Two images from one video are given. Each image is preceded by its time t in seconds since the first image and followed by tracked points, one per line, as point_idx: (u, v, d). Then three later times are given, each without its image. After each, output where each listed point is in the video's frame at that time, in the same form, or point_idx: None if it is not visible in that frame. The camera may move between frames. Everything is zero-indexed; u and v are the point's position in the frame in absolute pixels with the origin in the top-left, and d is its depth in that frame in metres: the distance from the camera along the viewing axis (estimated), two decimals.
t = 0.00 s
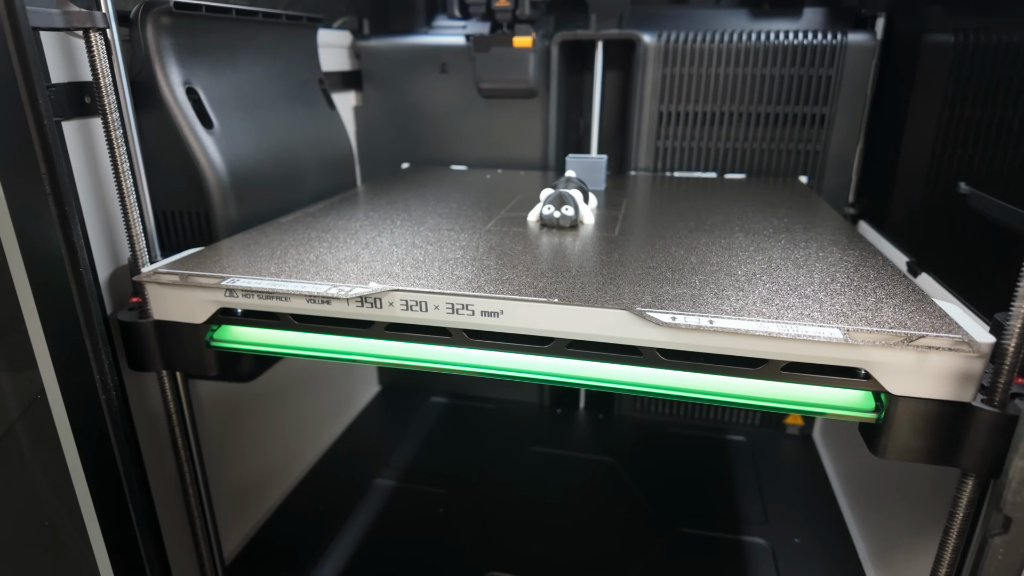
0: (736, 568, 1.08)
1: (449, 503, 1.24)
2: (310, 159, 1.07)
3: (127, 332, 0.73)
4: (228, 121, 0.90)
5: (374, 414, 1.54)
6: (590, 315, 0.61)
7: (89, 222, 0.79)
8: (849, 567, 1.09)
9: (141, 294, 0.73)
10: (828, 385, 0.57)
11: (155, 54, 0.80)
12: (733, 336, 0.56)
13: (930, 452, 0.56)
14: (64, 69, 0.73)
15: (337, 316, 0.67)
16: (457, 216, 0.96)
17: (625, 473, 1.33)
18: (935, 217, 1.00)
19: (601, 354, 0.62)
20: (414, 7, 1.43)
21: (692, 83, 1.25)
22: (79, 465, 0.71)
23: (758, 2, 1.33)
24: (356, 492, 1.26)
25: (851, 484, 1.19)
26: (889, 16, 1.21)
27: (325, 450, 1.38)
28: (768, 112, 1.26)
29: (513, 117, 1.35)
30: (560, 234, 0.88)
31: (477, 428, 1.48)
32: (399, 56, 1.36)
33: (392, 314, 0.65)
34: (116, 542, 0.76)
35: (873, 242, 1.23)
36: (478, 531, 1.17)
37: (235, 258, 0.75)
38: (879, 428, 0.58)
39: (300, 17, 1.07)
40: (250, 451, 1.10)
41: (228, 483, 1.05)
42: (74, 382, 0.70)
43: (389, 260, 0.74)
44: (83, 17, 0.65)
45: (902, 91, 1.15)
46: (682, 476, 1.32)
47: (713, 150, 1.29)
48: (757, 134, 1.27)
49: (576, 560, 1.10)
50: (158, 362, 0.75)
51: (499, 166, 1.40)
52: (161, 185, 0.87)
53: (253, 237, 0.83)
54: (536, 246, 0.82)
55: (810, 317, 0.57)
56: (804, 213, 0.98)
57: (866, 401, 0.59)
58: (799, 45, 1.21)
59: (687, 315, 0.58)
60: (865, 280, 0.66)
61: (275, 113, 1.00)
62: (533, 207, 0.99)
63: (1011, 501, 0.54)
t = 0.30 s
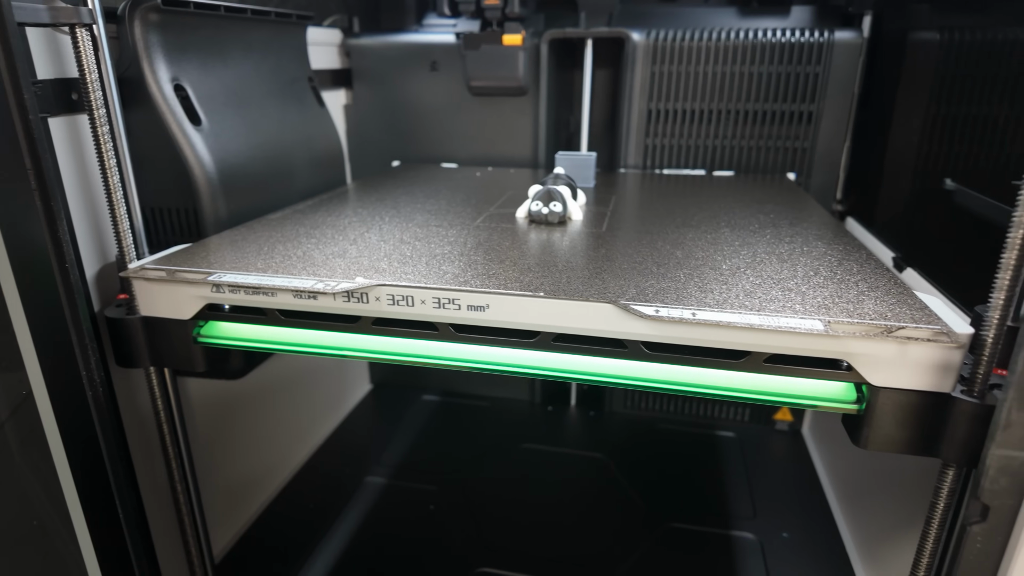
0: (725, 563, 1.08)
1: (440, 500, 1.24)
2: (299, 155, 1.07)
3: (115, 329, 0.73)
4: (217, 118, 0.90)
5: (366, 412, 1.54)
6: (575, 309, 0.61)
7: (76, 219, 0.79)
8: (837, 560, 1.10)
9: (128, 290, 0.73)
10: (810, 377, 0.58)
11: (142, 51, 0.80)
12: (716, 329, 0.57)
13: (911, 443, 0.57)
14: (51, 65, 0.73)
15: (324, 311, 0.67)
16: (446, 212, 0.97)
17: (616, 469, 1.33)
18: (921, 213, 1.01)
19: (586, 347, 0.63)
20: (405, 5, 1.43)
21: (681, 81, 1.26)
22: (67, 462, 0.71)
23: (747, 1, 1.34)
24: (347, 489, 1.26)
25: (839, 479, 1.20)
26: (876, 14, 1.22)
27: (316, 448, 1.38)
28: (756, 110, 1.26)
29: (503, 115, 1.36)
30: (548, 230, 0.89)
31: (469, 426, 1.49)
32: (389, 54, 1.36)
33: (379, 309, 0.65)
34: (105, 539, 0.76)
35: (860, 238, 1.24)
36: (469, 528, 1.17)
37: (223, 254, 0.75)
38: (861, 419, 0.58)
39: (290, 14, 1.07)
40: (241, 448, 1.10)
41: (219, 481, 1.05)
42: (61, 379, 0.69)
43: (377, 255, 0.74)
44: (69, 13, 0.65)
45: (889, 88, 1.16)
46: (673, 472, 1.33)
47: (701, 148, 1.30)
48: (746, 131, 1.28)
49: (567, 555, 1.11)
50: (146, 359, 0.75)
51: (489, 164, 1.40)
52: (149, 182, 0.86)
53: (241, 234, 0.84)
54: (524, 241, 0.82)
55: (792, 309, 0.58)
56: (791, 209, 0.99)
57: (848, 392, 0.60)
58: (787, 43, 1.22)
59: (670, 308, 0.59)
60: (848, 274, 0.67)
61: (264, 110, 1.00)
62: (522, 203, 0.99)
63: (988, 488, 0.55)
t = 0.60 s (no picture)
0: (714, 559, 1.09)
1: (431, 499, 1.24)
2: (286, 155, 1.07)
3: (101, 328, 0.72)
4: (203, 117, 0.89)
5: (356, 411, 1.54)
6: (559, 305, 0.61)
7: (61, 218, 0.78)
8: (825, 556, 1.10)
9: (114, 289, 0.73)
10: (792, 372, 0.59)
11: (127, 50, 0.80)
12: (698, 324, 0.57)
13: (892, 436, 0.57)
14: (34, 64, 0.73)
15: (310, 309, 0.67)
16: (434, 211, 0.97)
17: (606, 467, 1.34)
18: (905, 211, 1.02)
19: (572, 344, 0.63)
20: (393, 4, 1.43)
21: (669, 80, 1.27)
22: (52, 462, 0.70)
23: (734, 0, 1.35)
24: (338, 489, 1.26)
25: (827, 475, 1.21)
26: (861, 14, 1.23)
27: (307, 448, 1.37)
28: (743, 109, 1.27)
29: (491, 114, 1.36)
30: (535, 228, 0.89)
31: (460, 425, 1.49)
32: (377, 54, 1.36)
33: (364, 307, 0.65)
34: (92, 540, 0.75)
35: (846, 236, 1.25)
36: (459, 526, 1.17)
37: (209, 253, 0.75)
38: (843, 413, 0.59)
39: (277, 14, 1.06)
40: (230, 448, 1.10)
41: (208, 481, 1.05)
42: (46, 379, 0.69)
43: (363, 253, 0.74)
44: (52, 11, 0.64)
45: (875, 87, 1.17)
46: (662, 469, 1.33)
47: (689, 147, 1.31)
48: (733, 130, 1.28)
49: (557, 553, 1.11)
50: (133, 358, 0.75)
51: (478, 163, 1.40)
52: (135, 182, 0.86)
53: (227, 233, 0.83)
54: (511, 239, 0.83)
55: (774, 305, 0.58)
56: (776, 207, 1.00)
57: (829, 388, 0.61)
58: (773, 42, 1.22)
59: (653, 304, 0.59)
60: (830, 270, 0.68)
61: (251, 110, 1.00)
62: (510, 202, 1.00)
63: (966, 480, 0.54)
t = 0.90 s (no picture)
0: (708, 557, 1.09)
1: (425, 499, 1.24)
2: (279, 154, 1.06)
3: (91, 328, 0.72)
4: (194, 116, 0.89)
5: (350, 412, 1.53)
6: (554, 304, 0.61)
7: (51, 218, 0.78)
8: (819, 554, 1.11)
9: (105, 289, 0.73)
10: (787, 370, 0.58)
11: (117, 48, 0.79)
12: (692, 323, 0.57)
13: (886, 434, 0.58)
14: (23, 62, 0.72)
15: (303, 309, 0.67)
16: (428, 210, 0.96)
17: (601, 466, 1.34)
18: (898, 209, 1.02)
19: (566, 343, 0.63)
20: (387, 3, 1.43)
21: (663, 79, 1.27)
22: (42, 464, 0.70)
23: None
24: (332, 490, 1.25)
25: (821, 473, 1.21)
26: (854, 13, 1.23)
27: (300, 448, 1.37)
28: (737, 108, 1.27)
29: (485, 114, 1.36)
30: (530, 227, 0.89)
31: (454, 425, 1.49)
32: (371, 53, 1.35)
33: (358, 306, 0.65)
34: (82, 543, 0.75)
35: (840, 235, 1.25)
36: (454, 526, 1.17)
37: (201, 253, 0.75)
38: (837, 411, 0.59)
39: (269, 12, 1.06)
40: (224, 450, 1.09)
41: (201, 483, 1.04)
42: (36, 379, 0.68)
43: (356, 253, 0.74)
44: (40, 9, 0.64)
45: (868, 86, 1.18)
46: (657, 468, 1.33)
47: (683, 146, 1.31)
48: (727, 129, 1.29)
49: (552, 553, 1.11)
50: (124, 359, 0.74)
51: (473, 162, 1.40)
52: (126, 181, 0.86)
53: (220, 233, 0.83)
54: (506, 238, 0.82)
55: (768, 303, 0.58)
56: (770, 206, 1.00)
57: (824, 386, 0.60)
58: (766, 41, 1.22)
59: (647, 303, 0.59)
60: (824, 268, 0.68)
61: (243, 109, 0.99)
62: (504, 201, 0.99)
63: (960, 478, 0.54)
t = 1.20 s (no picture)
0: (709, 560, 1.09)
1: (426, 502, 1.24)
2: (280, 158, 1.06)
3: (93, 334, 0.72)
4: (196, 120, 0.89)
5: (350, 414, 1.53)
6: (558, 310, 0.61)
7: (52, 223, 0.77)
8: (819, 556, 1.11)
9: (107, 295, 0.72)
10: (789, 376, 0.59)
11: (118, 53, 0.79)
12: (696, 329, 0.57)
13: (888, 439, 0.58)
14: (24, 67, 0.72)
15: (306, 315, 0.67)
16: (429, 214, 0.96)
17: (601, 469, 1.34)
18: (897, 212, 1.03)
19: (570, 349, 0.63)
20: (386, 5, 1.43)
21: (662, 82, 1.27)
22: (44, 470, 0.69)
23: (726, 2, 1.35)
24: (332, 493, 1.25)
25: (821, 475, 1.21)
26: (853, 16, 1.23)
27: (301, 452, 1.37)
28: (736, 111, 1.27)
29: (485, 117, 1.36)
30: (531, 231, 0.89)
31: (455, 427, 1.49)
32: (370, 56, 1.35)
33: (361, 312, 0.65)
34: (84, 549, 0.74)
35: (839, 237, 1.25)
36: (455, 530, 1.17)
37: (203, 259, 0.75)
38: (840, 417, 0.59)
39: (269, 16, 1.06)
40: (224, 454, 1.09)
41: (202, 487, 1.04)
42: (38, 385, 0.68)
43: (358, 258, 0.74)
44: (42, 15, 0.64)
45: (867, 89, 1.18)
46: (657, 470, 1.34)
47: (683, 149, 1.31)
48: (726, 132, 1.29)
49: (553, 555, 1.11)
50: (126, 364, 0.74)
51: (473, 165, 1.40)
52: (126, 185, 0.85)
53: (221, 237, 0.83)
54: (507, 243, 0.83)
55: (771, 309, 0.58)
56: (771, 209, 1.00)
57: (827, 391, 0.60)
58: (765, 44, 1.23)
59: (651, 309, 0.59)
60: (826, 273, 0.68)
61: (244, 113, 0.99)
62: (505, 205, 0.99)
63: (963, 483, 0.54)
